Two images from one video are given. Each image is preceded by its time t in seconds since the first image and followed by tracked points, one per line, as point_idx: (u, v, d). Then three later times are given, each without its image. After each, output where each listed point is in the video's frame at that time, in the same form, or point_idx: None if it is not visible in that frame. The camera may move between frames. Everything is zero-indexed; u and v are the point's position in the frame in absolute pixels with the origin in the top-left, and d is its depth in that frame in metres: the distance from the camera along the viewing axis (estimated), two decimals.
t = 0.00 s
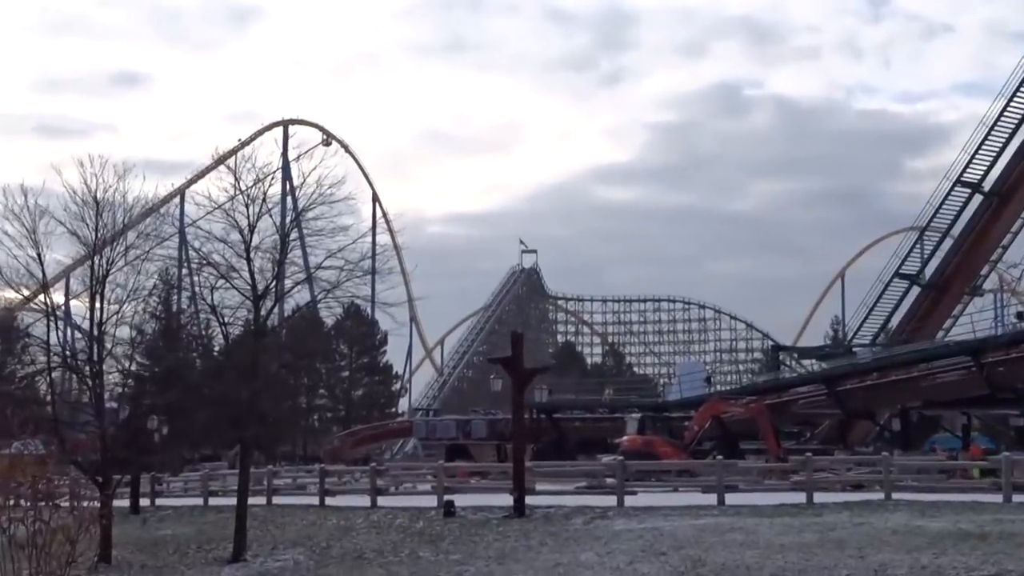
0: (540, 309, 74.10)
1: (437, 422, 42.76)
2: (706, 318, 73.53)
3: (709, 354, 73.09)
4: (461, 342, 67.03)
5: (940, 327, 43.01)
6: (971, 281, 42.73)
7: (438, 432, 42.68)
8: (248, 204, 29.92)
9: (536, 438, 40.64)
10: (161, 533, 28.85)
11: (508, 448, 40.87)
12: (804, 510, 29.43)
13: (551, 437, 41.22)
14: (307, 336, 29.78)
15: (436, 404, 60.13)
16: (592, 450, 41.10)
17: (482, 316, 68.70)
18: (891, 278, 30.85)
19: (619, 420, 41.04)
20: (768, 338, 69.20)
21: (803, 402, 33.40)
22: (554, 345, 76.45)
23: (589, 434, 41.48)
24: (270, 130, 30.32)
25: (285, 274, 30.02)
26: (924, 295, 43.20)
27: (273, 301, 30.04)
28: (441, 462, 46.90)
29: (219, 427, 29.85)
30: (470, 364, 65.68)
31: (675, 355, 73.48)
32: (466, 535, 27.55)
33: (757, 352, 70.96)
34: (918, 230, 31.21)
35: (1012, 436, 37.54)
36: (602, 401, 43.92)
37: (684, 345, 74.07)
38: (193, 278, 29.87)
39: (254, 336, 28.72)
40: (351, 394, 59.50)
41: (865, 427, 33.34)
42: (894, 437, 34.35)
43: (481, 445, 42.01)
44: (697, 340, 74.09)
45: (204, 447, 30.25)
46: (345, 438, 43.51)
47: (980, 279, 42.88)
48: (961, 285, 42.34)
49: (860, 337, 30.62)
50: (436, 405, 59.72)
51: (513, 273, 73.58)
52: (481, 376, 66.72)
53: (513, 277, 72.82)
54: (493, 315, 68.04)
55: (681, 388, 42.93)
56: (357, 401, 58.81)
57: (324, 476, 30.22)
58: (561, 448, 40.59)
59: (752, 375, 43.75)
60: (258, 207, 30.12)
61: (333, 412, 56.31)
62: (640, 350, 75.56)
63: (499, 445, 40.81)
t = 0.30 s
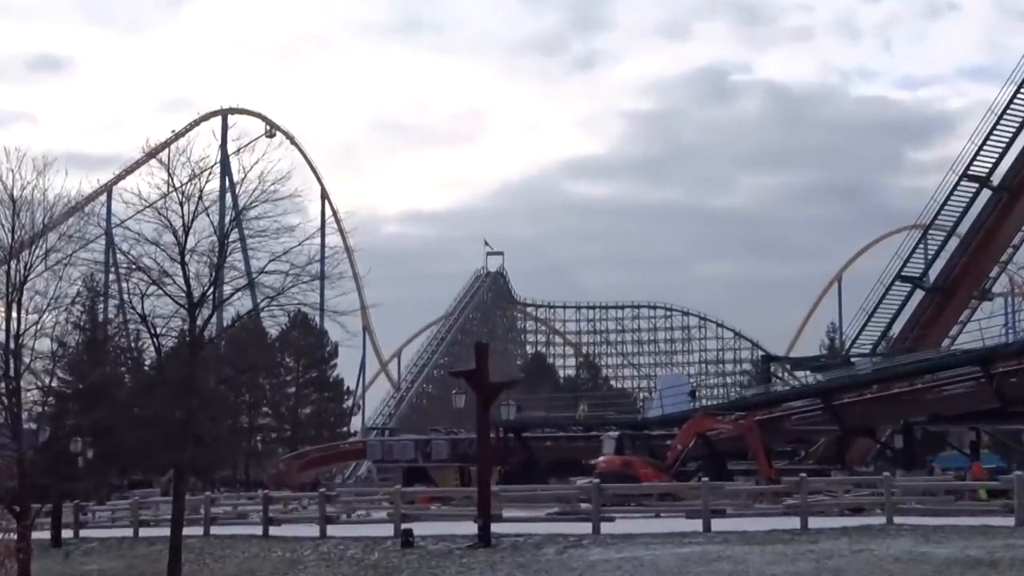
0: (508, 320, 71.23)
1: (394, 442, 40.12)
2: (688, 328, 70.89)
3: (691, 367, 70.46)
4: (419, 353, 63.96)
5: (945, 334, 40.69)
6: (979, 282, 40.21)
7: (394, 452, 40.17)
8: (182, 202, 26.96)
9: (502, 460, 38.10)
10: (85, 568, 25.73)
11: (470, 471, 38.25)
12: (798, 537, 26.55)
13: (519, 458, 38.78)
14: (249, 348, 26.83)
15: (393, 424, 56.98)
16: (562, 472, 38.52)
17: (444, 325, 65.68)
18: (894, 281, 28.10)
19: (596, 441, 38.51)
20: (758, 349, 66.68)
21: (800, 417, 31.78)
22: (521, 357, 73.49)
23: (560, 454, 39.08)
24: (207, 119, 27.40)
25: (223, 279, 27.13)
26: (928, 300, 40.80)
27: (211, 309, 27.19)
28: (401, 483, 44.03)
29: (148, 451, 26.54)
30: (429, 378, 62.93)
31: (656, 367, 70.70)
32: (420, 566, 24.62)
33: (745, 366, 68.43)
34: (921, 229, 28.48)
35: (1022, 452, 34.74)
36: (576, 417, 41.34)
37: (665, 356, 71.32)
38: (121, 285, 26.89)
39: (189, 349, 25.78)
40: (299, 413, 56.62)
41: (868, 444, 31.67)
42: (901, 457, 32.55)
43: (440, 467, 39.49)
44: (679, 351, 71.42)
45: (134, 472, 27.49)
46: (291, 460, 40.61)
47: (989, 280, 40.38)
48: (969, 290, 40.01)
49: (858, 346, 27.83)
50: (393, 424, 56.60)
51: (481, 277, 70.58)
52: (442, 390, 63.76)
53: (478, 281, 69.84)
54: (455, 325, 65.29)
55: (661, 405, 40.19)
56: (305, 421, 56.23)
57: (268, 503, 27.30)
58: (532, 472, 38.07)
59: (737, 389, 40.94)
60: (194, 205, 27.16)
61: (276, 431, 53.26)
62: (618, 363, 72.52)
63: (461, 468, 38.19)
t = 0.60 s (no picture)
0: (474, 322, 68.81)
1: (347, 458, 37.58)
2: (674, 334, 68.36)
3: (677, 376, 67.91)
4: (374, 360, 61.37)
5: (958, 338, 38.94)
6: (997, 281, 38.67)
7: (349, 469, 37.68)
8: (111, 190, 24.05)
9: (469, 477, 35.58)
10: None
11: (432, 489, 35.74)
12: (798, 562, 23.79)
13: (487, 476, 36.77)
14: (186, 353, 24.03)
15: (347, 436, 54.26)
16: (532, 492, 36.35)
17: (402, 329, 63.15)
18: (903, 280, 25.30)
19: (573, 457, 36.31)
20: (752, 354, 64.18)
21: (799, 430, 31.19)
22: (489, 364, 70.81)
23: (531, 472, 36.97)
24: (139, 97, 24.58)
25: (156, 276, 24.31)
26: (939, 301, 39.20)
27: (143, 310, 24.38)
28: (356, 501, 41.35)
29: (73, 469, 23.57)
30: (388, 386, 60.30)
31: (640, 374, 68.07)
32: None
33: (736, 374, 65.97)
34: (935, 222, 25.73)
35: None
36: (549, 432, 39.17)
37: (649, 363, 68.72)
38: (42, 282, 23.93)
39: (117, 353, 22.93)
40: (241, 425, 53.97)
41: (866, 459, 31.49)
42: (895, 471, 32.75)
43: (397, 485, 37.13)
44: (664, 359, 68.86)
45: (55, 492, 24.97)
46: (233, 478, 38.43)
47: (1006, 280, 38.88)
48: (983, 289, 38.68)
49: (864, 351, 25.13)
50: (346, 437, 53.93)
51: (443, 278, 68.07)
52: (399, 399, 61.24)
53: (437, 283, 67.34)
54: (417, 329, 62.59)
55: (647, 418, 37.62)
56: (249, 434, 53.80)
57: (207, 526, 24.45)
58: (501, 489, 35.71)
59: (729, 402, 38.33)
60: (124, 193, 24.29)
61: (212, 445, 50.66)
62: (598, 372, 69.86)
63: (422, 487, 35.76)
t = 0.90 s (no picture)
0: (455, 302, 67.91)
1: (316, 454, 35.72)
2: (680, 320, 65.65)
3: (681, 364, 65.28)
4: (346, 346, 59.45)
5: (994, 321, 36.77)
6: None
7: (318, 467, 35.67)
8: (52, 155, 21.53)
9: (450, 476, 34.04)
10: None
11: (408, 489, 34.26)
12: (815, 569, 21.20)
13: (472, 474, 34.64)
14: (135, 337, 21.57)
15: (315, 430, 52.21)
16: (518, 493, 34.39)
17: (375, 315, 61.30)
18: (933, 256, 23.36)
19: (563, 453, 34.61)
20: (763, 342, 61.46)
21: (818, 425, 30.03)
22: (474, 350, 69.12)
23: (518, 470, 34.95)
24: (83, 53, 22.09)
25: (104, 252, 21.86)
26: (976, 279, 36.90)
27: (89, 288, 21.95)
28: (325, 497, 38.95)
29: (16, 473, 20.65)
30: (359, 374, 58.11)
31: (641, 362, 65.42)
32: None
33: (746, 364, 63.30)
34: (966, 194, 23.78)
35: None
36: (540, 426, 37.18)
37: (651, 349, 66.10)
38: None
39: (59, 337, 20.43)
40: (198, 417, 51.95)
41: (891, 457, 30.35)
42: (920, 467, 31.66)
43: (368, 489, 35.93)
44: (667, 346, 66.23)
45: None
46: (190, 476, 36.67)
47: None
48: None
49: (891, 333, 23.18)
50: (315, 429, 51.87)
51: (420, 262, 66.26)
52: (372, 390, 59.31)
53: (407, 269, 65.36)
54: (393, 312, 60.34)
55: (649, 410, 35.18)
56: (206, 430, 51.74)
57: (160, 529, 22.01)
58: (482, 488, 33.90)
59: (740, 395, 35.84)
60: (68, 159, 21.78)
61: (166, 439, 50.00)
62: (595, 360, 67.39)
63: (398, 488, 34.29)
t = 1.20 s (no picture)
0: (445, 286, 66.18)
1: (292, 456, 33.94)
2: (693, 306, 63.43)
3: (695, 354, 63.06)
4: (325, 334, 57.69)
5: None
6: None
7: (293, 468, 33.87)
8: None
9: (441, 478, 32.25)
10: None
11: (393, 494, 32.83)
12: None
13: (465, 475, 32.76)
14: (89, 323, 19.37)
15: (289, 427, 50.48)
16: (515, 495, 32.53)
17: (355, 299, 59.91)
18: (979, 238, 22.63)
19: (565, 454, 32.76)
20: (786, 331, 59.29)
21: (847, 423, 29.04)
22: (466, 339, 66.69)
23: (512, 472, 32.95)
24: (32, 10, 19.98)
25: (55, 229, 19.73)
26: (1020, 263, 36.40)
27: (36, 270, 19.82)
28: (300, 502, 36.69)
29: None
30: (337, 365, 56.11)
31: (650, 354, 63.20)
32: None
33: (767, 354, 61.11)
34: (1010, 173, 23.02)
35: None
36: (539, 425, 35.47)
37: (661, 339, 63.89)
38: None
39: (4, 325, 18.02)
40: (159, 413, 49.18)
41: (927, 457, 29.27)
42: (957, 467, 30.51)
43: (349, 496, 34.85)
44: (680, 335, 64.00)
45: None
46: (151, 479, 34.92)
47: None
48: None
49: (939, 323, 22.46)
50: (288, 429, 50.02)
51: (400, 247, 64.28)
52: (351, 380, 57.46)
53: (386, 255, 63.39)
54: (374, 302, 58.38)
55: (660, 405, 33.14)
56: (168, 424, 49.31)
57: (118, 538, 19.78)
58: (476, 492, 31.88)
59: (759, 389, 33.75)
60: (14, 126, 19.67)
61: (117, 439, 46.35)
62: (600, 352, 65.22)
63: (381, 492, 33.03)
